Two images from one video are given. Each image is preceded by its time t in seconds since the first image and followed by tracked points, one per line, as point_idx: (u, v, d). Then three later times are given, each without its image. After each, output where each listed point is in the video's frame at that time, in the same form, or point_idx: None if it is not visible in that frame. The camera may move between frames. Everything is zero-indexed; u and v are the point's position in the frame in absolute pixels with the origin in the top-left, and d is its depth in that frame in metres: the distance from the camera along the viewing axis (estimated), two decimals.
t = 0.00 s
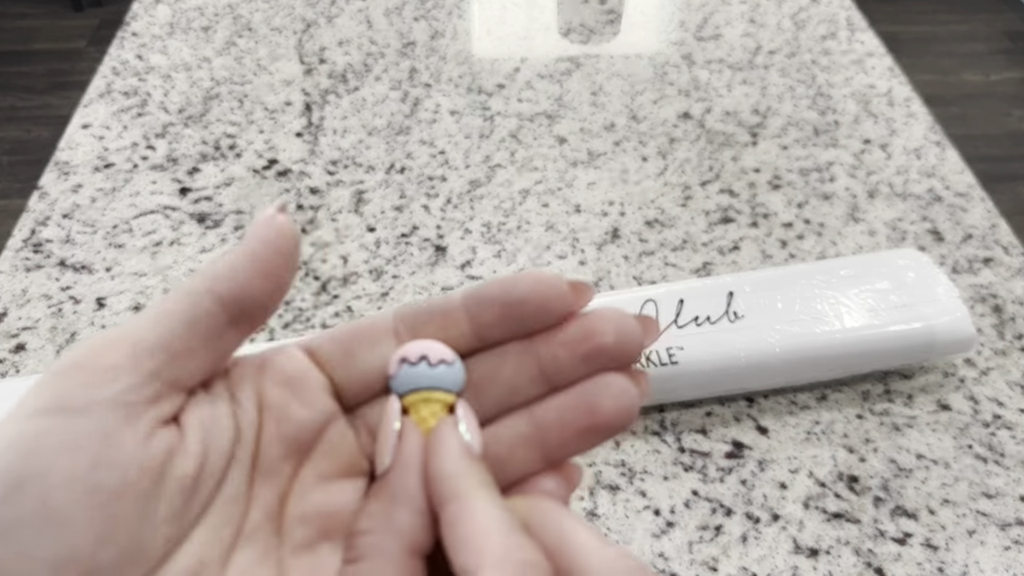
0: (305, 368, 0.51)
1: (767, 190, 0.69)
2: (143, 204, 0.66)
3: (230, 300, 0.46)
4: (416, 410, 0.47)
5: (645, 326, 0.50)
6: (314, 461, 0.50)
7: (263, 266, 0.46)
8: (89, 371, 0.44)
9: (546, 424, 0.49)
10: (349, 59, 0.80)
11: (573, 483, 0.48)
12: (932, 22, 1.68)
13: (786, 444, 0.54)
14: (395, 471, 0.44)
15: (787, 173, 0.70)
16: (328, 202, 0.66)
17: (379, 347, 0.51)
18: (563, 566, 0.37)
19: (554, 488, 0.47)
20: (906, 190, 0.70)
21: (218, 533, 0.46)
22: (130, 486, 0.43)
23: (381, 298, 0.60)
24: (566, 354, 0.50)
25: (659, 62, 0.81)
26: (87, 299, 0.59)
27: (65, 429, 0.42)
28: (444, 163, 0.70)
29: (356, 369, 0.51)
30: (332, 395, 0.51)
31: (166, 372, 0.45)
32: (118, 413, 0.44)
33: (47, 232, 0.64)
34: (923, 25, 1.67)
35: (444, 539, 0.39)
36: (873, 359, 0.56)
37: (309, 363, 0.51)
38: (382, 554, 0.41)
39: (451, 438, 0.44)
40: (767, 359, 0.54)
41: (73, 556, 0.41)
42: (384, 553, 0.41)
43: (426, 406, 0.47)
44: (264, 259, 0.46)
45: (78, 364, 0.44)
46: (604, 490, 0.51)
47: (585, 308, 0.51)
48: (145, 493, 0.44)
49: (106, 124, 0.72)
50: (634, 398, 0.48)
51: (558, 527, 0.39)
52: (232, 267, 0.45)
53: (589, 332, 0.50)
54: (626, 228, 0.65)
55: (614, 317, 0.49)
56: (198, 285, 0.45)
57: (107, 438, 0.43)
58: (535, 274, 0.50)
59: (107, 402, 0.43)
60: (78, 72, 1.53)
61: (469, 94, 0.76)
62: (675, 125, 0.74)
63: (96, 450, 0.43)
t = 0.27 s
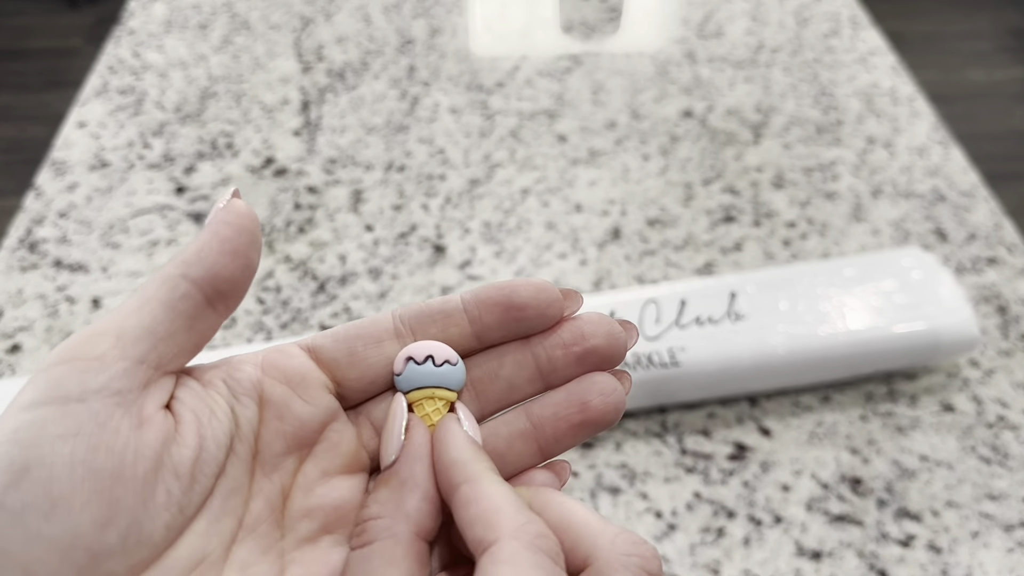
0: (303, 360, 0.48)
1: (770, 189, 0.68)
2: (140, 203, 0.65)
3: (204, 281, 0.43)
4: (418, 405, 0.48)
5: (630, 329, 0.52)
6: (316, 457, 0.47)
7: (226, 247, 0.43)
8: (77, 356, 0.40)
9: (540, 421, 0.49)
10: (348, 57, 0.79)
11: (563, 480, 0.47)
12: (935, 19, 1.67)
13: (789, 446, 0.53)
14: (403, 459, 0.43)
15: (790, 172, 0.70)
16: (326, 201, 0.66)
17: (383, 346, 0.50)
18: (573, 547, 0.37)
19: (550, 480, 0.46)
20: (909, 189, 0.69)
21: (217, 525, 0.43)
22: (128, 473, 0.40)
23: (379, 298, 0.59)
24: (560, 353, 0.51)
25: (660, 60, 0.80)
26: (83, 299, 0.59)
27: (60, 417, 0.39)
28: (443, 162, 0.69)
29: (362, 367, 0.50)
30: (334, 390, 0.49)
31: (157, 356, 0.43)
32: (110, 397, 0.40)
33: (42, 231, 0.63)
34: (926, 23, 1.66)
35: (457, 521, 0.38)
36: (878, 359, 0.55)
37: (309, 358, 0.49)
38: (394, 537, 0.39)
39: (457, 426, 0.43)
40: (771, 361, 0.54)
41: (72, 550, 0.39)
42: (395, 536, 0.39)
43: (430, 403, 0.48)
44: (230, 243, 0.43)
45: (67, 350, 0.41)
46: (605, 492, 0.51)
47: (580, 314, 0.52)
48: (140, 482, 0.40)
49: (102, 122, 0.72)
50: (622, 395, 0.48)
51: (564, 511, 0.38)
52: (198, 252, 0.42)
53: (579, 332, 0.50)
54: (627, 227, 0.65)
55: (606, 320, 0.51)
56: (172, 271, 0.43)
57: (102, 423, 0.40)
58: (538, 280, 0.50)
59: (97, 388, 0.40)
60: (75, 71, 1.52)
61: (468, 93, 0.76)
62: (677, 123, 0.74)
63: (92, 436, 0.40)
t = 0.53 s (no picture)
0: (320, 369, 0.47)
1: (770, 189, 0.68)
2: (140, 203, 0.65)
3: (228, 295, 0.41)
4: (429, 416, 0.48)
5: (633, 341, 0.51)
6: (331, 464, 0.46)
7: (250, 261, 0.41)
8: (104, 363, 0.39)
9: (545, 430, 0.48)
10: (348, 57, 0.79)
11: (568, 488, 0.48)
12: (936, 19, 1.66)
13: (789, 446, 0.53)
14: (415, 466, 0.42)
15: (790, 172, 0.70)
16: (326, 201, 0.66)
17: (395, 358, 0.50)
18: (583, 550, 0.36)
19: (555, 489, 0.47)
20: (909, 189, 0.69)
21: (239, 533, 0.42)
22: (155, 481, 0.39)
23: (379, 298, 0.59)
24: (566, 364, 0.50)
25: (661, 60, 0.80)
26: (83, 299, 0.58)
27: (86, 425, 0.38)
28: (443, 162, 0.69)
29: (375, 378, 0.49)
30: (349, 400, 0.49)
31: (183, 367, 0.41)
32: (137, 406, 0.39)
33: (41, 231, 0.63)
34: (927, 23, 1.66)
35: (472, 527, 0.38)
36: (878, 359, 0.55)
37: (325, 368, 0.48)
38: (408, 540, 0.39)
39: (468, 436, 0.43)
40: (771, 361, 0.54)
41: (97, 559, 0.37)
42: (410, 539, 0.39)
43: (442, 414, 0.48)
44: (249, 257, 0.41)
45: (93, 359, 0.40)
46: (605, 493, 0.50)
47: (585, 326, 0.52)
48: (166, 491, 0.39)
49: (101, 122, 0.71)
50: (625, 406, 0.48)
51: (574, 515, 0.37)
52: (222, 266, 0.41)
53: (583, 345, 0.50)
54: (627, 227, 0.65)
55: (609, 332, 0.50)
56: (197, 284, 0.41)
57: (129, 432, 0.39)
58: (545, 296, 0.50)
59: (124, 398, 0.39)
60: (75, 70, 1.52)
61: (468, 93, 0.76)
62: (677, 123, 0.74)
63: (118, 444, 0.38)
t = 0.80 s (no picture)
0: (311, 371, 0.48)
1: (770, 189, 0.68)
2: (139, 203, 0.65)
3: (219, 300, 0.42)
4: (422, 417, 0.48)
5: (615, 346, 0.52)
6: (325, 462, 0.46)
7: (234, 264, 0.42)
8: (100, 366, 0.39)
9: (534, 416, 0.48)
10: (348, 56, 0.79)
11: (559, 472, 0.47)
12: (936, 19, 1.66)
13: (789, 446, 0.53)
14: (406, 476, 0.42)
15: (790, 172, 0.70)
16: (326, 201, 0.66)
17: (387, 363, 0.50)
18: (587, 561, 0.37)
19: (546, 474, 0.46)
20: (909, 189, 0.69)
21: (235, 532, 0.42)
22: (153, 478, 0.39)
23: (379, 298, 0.59)
24: (552, 367, 0.51)
25: (661, 60, 0.80)
26: (82, 299, 0.58)
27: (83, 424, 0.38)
28: (443, 162, 0.69)
29: (368, 382, 0.49)
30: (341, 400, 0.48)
31: (176, 370, 0.42)
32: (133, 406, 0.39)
33: (41, 231, 0.63)
34: (927, 23, 1.66)
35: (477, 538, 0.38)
36: (878, 360, 0.55)
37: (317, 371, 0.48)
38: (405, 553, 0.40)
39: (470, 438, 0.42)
40: (771, 361, 0.54)
41: (95, 556, 0.37)
42: (410, 550, 0.40)
43: (448, 421, 0.47)
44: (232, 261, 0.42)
45: (89, 362, 0.40)
46: (605, 493, 0.50)
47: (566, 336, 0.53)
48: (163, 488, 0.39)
49: (101, 122, 0.71)
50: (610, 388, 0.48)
51: (579, 525, 0.38)
52: (213, 272, 0.42)
53: (566, 350, 0.51)
54: (627, 227, 0.65)
55: (592, 341, 0.52)
56: (188, 290, 0.42)
57: (127, 430, 0.39)
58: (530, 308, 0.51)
59: (122, 398, 0.39)
60: (74, 70, 1.52)
61: (469, 92, 0.76)
62: (677, 123, 0.74)
63: (115, 443, 0.38)
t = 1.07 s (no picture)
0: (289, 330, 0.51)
1: (770, 189, 0.68)
2: (141, 204, 0.66)
3: (180, 259, 0.44)
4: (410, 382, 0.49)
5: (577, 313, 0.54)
6: (303, 412, 0.49)
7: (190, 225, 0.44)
8: (79, 322, 0.43)
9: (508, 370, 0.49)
10: (348, 57, 0.79)
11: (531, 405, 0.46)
12: (935, 19, 1.67)
13: (789, 446, 0.54)
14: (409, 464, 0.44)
15: (789, 173, 0.70)
16: (326, 201, 0.66)
17: (360, 327, 0.52)
18: None
19: (513, 384, 0.44)
20: (909, 189, 0.69)
21: (215, 474, 0.45)
22: (128, 419, 0.42)
23: (380, 298, 0.59)
24: (518, 329, 0.53)
25: (660, 61, 0.80)
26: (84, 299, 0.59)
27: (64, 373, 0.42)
28: (443, 162, 0.69)
29: (341, 343, 0.52)
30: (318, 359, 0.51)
31: (149, 324, 0.45)
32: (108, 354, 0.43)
33: (42, 231, 0.63)
34: (926, 23, 1.66)
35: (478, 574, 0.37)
36: (878, 360, 0.55)
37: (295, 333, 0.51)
38: (399, 500, 0.42)
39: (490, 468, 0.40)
40: (770, 361, 0.54)
41: (76, 491, 0.40)
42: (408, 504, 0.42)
43: (427, 378, 0.49)
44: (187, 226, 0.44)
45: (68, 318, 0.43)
46: (605, 492, 0.51)
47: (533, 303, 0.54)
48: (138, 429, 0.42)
49: (102, 122, 0.72)
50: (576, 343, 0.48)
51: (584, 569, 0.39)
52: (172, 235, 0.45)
53: (531, 313, 0.53)
54: (627, 228, 0.65)
55: (555, 305, 0.53)
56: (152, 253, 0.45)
57: (103, 377, 0.42)
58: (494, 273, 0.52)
59: (98, 347, 0.42)
60: (74, 71, 1.52)
61: (469, 93, 0.76)
62: (677, 124, 0.74)
63: (93, 387, 0.42)
